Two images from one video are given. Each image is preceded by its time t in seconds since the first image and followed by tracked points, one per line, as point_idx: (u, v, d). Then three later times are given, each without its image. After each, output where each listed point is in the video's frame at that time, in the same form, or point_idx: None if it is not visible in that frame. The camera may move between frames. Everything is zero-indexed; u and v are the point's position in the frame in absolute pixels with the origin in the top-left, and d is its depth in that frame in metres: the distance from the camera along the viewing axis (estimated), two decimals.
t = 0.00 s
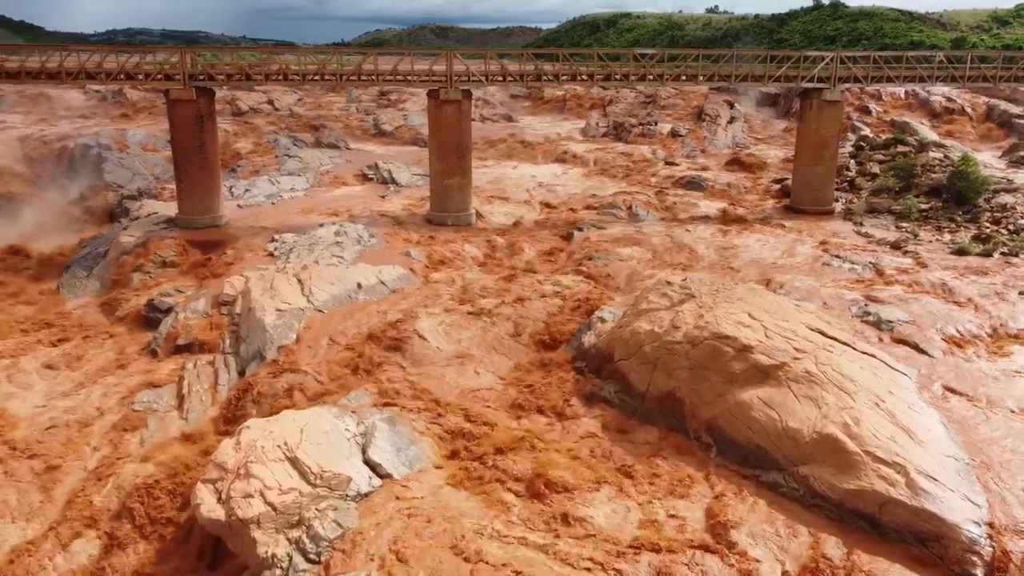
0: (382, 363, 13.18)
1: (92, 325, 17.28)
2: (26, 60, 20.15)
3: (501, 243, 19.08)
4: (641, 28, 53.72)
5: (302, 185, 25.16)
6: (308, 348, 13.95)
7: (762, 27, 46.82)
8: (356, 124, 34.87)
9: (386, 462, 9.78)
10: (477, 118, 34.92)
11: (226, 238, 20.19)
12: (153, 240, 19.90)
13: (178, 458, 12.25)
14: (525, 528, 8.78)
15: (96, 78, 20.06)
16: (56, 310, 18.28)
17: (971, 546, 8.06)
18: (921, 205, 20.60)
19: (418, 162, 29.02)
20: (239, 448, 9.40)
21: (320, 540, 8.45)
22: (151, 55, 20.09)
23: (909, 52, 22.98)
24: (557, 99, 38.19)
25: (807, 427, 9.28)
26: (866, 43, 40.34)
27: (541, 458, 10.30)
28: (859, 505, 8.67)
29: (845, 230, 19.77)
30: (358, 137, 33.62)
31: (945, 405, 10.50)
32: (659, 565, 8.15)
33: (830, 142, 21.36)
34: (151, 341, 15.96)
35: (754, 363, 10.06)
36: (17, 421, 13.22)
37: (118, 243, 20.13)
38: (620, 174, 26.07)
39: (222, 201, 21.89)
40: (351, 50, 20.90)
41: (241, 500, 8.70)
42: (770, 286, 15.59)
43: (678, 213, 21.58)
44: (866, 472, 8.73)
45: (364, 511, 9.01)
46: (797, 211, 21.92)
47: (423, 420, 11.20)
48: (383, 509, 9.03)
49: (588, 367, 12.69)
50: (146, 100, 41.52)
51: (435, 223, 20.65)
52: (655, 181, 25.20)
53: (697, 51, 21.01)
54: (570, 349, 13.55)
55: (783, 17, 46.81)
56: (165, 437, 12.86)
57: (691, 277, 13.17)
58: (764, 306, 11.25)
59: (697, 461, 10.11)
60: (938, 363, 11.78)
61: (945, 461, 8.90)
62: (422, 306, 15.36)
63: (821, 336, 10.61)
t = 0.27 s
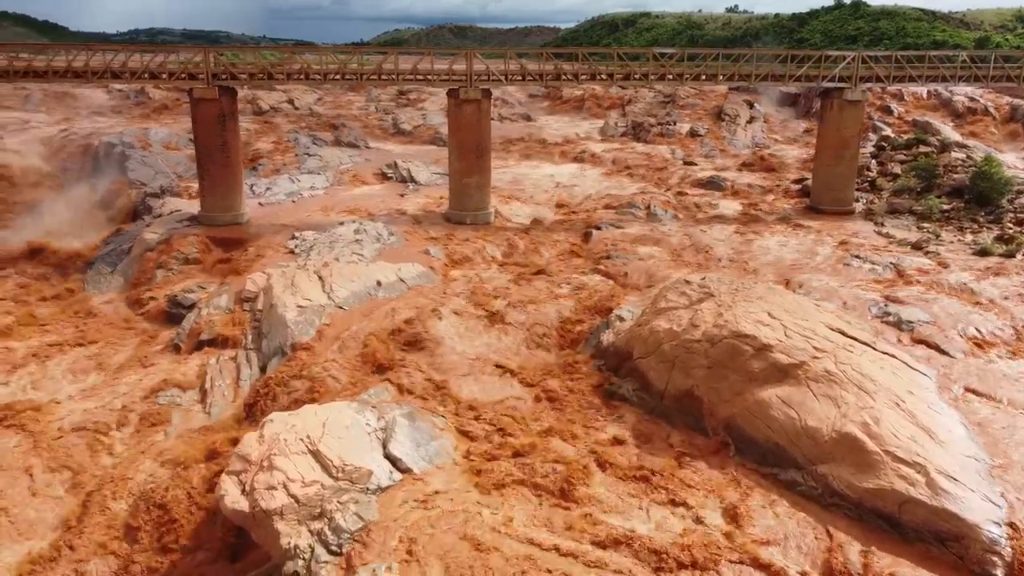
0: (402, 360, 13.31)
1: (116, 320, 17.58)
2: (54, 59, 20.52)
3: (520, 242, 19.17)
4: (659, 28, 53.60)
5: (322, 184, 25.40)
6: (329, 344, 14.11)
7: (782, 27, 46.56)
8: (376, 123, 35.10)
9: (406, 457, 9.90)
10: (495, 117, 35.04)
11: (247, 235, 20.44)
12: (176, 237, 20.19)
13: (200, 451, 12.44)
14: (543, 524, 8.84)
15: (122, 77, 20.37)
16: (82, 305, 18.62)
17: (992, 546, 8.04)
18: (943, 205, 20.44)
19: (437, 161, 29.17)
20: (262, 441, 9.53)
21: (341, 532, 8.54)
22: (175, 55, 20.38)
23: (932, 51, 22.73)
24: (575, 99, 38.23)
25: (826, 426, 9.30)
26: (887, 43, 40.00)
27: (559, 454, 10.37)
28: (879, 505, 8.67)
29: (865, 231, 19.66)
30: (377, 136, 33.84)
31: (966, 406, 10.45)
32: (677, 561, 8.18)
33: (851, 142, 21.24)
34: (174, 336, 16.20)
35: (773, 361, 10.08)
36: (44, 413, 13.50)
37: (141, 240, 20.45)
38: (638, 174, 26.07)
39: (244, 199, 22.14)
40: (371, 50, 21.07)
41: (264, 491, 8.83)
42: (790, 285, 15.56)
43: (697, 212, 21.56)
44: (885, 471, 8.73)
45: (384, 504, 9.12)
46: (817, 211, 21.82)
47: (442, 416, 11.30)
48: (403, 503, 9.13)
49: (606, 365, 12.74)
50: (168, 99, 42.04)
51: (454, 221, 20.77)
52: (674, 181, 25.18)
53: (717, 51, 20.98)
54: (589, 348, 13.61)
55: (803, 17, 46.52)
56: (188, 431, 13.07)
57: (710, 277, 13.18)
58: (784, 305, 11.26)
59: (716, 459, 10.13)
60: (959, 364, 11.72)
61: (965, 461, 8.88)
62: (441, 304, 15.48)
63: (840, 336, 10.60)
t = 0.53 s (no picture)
0: (417, 357, 13.43)
1: (135, 316, 17.82)
2: (75, 58, 20.81)
3: (534, 241, 19.26)
4: (674, 28, 53.48)
5: (337, 183, 25.60)
6: (345, 340, 14.26)
7: (797, 27, 46.36)
8: (391, 122, 35.29)
9: (422, 452, 10.01)
10: (510, 117, 35.13)
11: (264, 233, 20.64)
12: (194, 234, 20.43)
13: (219, 446, 12.62)
14: (559, 519, 8.91)
15: (141, 76, 20.62)
16: (102, 301, 18.89)
17: (1008, 546, 8.03)
18: (960, 206, 20.32)
19: (451, 160, 29.30)
20: (282, 435, 9.64)
21: (359, 525, 8.68)
22: (194, 54, 20.61)
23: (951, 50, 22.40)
24: (589, 98, 38.26)
25: (841, 424, 9.32)
26: (905, 43, 39.73)
27: (574, 451, 10.44)
28: (894, 503, 8.68)
29: (881, 231, 19.59)
30: (392, 135, 34.02)
31: (982, 406, 10.43)
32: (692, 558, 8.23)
33: (867, 142, 21.16)
34: (193, 332, 16.40)
35: (788, 360, 10.11)
36: (66, 407, 13.74)
37: (160, 237, 20.71)
38: (652, 174, 26.08)
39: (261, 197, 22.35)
40: (388, 50, 21.21)
41: (283, 484, 8.96)
42: (805, 285, 15.55)
43: (711, 212, 21.56)
44: (900, 470, 8.74)
45: (401, 498, 9.23)
46: (833, 211, 21.76)
47: (457, 412, 11.41)
48: (419, 497, 9.25)
49: (621, 363, 12.81)
50: (185, 98, 42.44)
51: (469, 220, 20.88)
52: (688, 180, 25.17)
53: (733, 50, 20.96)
54: (603, 346, 13.67)
55: (820, 16, 46.29)
56: (207, 425, 13.26)
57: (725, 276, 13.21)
58: (799, 304, 11.28)
59: (730, 457, 10.17)
60: (976, 364, 11.69)
61: (982, 461, 8.86)
62: (456, 301, 15.59)
63: (856, 335, 10.60)
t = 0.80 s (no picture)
0: (434, 353, 13.56)
1: (155, 312, 18.06)
2: (97, 57, 21.12)
3: (550, 240, 19.35)
4: (690, 27, 53.36)
5: (354, 181, 25.80)
6: (362, 337, 14.42)
7: (814, 27, 46.12)
8: (407, 122, 35.50)
9: (439, 447, 10.13)
10: (525, 116, 35.22)
11: (282, 230, 20.86)
12: (212, 232, 20.68)
13: (239, 440, 12.79)
14: (575, 514, 9.00)
15: (162, 75, 20.89)
16: (122, 297, 19.17)
17: None
18: (978, 206, 20.20)
19: (466, 159, 29.45)
20: (302, 428, 9.78)
21: (377, 517, 8.80)
22: (214, 53, 20.85)
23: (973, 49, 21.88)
24: (604, 98, 38.29)
25: (856, 422, 9.35)
26: (923, 42, 39.46)
27: (589, 447, 10.51)
28: (910, 501, 8.70)
29: (898, 231, 19.52)
30: (408, 134, 34.22)
31: (999, 407, 10.40)
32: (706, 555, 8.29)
33: (885, 142, 21.08)
34: (212, 328, 16.61)
35: (804, 358, 10.13)
36: (88, 401, 13.99)
37: (179, 234, 20.97)
38: (667, 173, 26.09)
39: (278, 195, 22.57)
40: (405, 49, 21.35)
41: (303, 477, 9.12)
42: (821, 284, 15.55)
43: (727, 211, 21.56)
44: (916, 468, 8.75)
45: (418, 492, 9.35)
46: (849, 211, 21.70)
47: (473, 408, 11.52)
48: (436, 490, 9.37)
49: (636, 361, 12.87)
50: (203, 97, 42.87)
51: (484, 219, 21.00)
52: (703, 180, 25.17)
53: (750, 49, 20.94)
54: (618, 344, 13.74)
55: (837, 16, 46.04)
56: (226, 419, 13.46)
57: (741, 275, 13.24)
58: (815, 303, 11.29)
59: (745, 455, 10.21)
60: (993, 364, 11.66)
61: (999, 460, 8.85)
62: (472, 299, 15.71)
63: (872, 334, 10.61)
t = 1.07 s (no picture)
0: (451, 349, 13.69)
1: (176, 308, 18.29)
2: (120, 57, 21.43)
3: (566, 239, 19.43)
4: (707, 27, 53.21)
5: (371, 180, 26.01)
6: (380, 333, 14.58)
7: (833, 26, 45.87)
8: (424, 121, 35.71)
9: (457, 442, 10.24)
10: (541, 116, 35.30)
11: (301, 228, 21.07)
12: (232, 229, 20.93)
13: (258, 434, 12.97)
14: (592, 510, 9.06)
15: (183, 74, 21.16)
16: (143, 293, 19.46)
17: None
18: (998, 207, 20.05)
19: (483, 159, 29.59)
20: (322, 422, 9.95)
21: (396, 510, 8.93)
22: (234, 52, 21.08)
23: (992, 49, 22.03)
24: (621, 98, 38.30)
25: (873, 421, 9.38)
26: (943, 42, 39.17)
27: (606, 444, 10.57)
28: (926, 500, 8.72)
29: (916, 231, 19.43)
30: (425, 133, 34.41)
31: (1018, 407, 10.37)
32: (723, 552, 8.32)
33: (903, 142, 20.97)
34: (232, 325, 16.80)
35: (820, 356, 10.17)
36: (110, 395, 14.25)
37: (200, 232, 21.24)
38: (684, 173, 26.08)
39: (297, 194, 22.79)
40: (423, 48, 21.49)
41: (323, 469, 9.28)
42: (838, 284, 15.53)
43: (743, 211, 21.54)
44: (934, 467, 8.77)
45: (437, 486, 9.47)
46: (867, 211, 21.62)
47: (490, 404, 11.64)
48: (454, 484, 9.49)
49: (652, 359, 12.94)
50: (222, 96, 43.30)
51: (501, 218, 21.11)
52: (720, 180, 25.15)
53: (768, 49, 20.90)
54: (634, 342, 13.81)
55: (855, 16, 45.77)
56: (245, 414, 13.68)
57: (758, 274, 13.27)
58: (833, 302, 11.31)
59: (761, 453, 10.24)
60: (1012, 365, 11.62)
61: (1017, 459, 8.84)
62: (489, 297, 15.83)
63: (890, 333, 10.61)
